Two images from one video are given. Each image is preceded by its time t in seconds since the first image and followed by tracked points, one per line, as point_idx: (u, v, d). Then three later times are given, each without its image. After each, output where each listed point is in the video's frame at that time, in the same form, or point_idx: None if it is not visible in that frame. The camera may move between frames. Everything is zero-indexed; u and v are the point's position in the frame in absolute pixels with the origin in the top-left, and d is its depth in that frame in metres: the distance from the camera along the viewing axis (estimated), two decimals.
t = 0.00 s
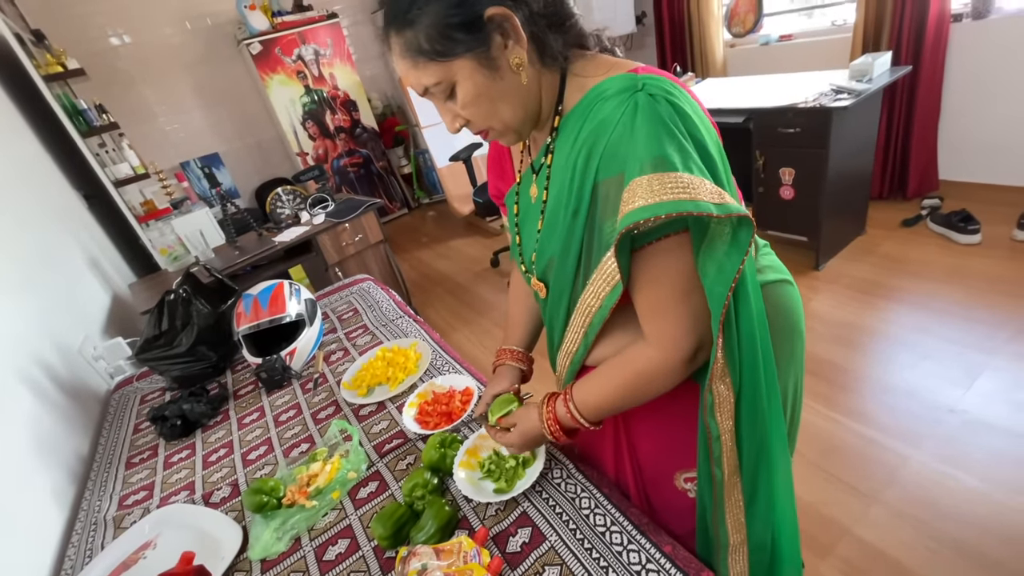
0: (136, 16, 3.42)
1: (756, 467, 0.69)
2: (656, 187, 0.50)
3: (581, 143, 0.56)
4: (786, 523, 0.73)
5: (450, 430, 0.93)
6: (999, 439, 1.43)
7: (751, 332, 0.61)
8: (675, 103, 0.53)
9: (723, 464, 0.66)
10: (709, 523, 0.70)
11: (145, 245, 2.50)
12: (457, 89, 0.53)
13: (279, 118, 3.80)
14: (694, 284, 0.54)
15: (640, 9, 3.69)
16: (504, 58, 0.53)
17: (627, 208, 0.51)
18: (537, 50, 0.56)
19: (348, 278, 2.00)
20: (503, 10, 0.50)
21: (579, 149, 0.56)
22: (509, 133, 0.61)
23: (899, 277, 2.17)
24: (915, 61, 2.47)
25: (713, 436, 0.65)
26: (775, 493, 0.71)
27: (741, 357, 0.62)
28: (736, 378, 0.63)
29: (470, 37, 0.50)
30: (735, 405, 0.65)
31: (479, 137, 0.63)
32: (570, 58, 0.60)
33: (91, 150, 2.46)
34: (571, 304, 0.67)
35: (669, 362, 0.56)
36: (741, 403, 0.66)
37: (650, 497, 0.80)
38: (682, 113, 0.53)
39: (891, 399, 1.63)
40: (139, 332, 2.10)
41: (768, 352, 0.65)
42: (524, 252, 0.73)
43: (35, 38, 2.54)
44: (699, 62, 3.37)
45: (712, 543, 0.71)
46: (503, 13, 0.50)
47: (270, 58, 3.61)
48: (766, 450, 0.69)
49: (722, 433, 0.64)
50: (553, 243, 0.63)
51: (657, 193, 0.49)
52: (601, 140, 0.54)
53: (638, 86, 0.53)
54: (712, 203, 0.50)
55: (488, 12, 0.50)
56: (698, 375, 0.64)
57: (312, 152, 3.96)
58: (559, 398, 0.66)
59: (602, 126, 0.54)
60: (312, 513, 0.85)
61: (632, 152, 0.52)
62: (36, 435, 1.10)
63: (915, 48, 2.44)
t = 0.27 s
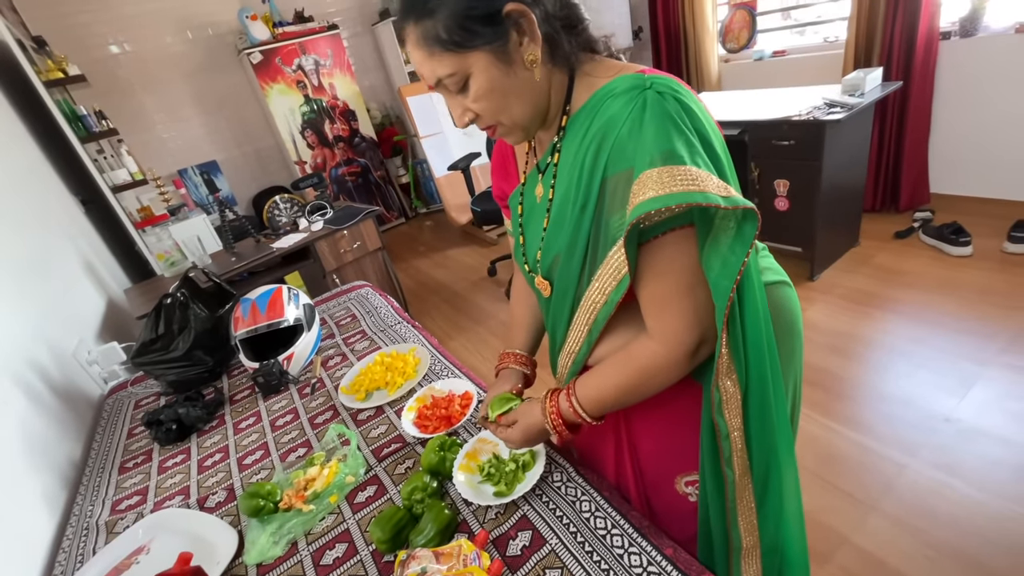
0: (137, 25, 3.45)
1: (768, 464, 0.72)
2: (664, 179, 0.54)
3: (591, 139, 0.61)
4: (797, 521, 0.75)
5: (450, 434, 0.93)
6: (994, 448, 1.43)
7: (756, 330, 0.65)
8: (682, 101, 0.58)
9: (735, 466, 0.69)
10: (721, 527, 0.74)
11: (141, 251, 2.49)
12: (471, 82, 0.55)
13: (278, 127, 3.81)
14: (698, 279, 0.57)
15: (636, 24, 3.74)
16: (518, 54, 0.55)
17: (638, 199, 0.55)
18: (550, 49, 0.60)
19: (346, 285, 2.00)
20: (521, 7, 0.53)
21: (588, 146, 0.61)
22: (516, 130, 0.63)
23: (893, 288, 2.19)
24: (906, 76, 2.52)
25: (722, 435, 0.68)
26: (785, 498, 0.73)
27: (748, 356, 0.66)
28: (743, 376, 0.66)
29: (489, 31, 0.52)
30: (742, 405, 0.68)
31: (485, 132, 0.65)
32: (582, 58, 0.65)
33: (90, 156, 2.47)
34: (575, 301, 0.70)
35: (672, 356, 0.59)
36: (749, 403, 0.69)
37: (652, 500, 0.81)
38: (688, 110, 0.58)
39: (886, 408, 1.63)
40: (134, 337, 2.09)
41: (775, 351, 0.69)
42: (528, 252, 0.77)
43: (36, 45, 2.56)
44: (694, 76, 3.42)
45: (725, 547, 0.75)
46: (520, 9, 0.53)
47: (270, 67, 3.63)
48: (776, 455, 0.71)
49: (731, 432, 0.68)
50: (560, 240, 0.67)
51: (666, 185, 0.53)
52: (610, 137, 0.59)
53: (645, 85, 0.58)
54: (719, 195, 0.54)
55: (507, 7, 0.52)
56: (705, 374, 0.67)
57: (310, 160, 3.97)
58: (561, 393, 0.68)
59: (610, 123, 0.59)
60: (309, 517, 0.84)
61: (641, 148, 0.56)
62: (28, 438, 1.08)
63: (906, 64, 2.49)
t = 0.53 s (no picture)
0: (136, 38, 3.47)
1: (766, 472, 0.71)
2: (665, 181, 0.55)
3: (592, 144, 0.62)
4: (795, 530, 0.75)
5: (447, 445, 0.92)
6: (991, 459, 1.43)
7: (754, 335, 0.65)
8: (681, 107, 0.59)
9: (733, 474, 0.69)
10: (720, 538, 0.74)
11: (136, 261, 2.47)
12: (480, 74, 0.56)
13: (275, 139, 3.82)
14: (696, 283, 0.58)
15: (632, 40, 3.80)
16: (529, 52, 0.57)
17: (638, 200, 0.56)
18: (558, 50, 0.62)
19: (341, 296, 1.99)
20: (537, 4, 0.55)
21: (589, 151, 0.62)
22: (516, 130, 0.64)
23: (888, 300, 2.20)
24: (897, 92, 2.56)
25: (719, 441, 0.68)
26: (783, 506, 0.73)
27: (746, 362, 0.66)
28: (741, 382, 0.66)
29: (506, 21, 0.53)
30: (739, 413, 0.68)
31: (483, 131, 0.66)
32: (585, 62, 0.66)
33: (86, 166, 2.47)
34: (573, 307, 0.70)
35: (669, 361, 0.59)
36: (748, 411, 0.69)
37: (649, 512, 0.80)
38: (687, 116, 0.59)
39: (884, 419, 1.63)
40: (126, 348, 2.07)
41: (772, 358, 0.69)
42: (526, 258, 0.77)
43: (35, 56, 2.57)
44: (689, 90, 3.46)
45: (724, 559, 0.75)
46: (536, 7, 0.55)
47: (269, 80, 3.65)
48: (774, 464, 0.71)
49: (729, 440, 0.68)
50: (558, 244, 0.67)
51: (666, 187, 0.54)
52: (611, 141, 0.60)
53: (646, 91, 0.59)
54: (720, 199, 0.55)
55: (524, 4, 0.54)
56: (702, 381, 0.67)
57: (307, 172, 3.98)
58: (558, 397, 0.68)
59: (611, 128, 0.60)
60: (302, 530, 0.82)
61: (641, 152, 0.57)
62: (16, 450, 1.06)
63: (896, 80, 2.52)
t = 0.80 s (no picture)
0: (136, 53, 3.50)
1: (769, 487, 0.70)
2: (665, 190, 0.54)
3: (591, 153, 0.61)
4: (798, 547, 0.73)
5: (443, 462, 0.90)
6: (996, 474, 1.41)
7: (757, 348, 0.63)
8: (680, 115, 0.59)
9: (736, 490, 0.68)
10: (722, 556, 0.72)
11: (130, 274, 2.46)
12: (526, 22, 0.61)
13: (273, 153, 3.83)
14: (699, 293, 0.56)
15: (628, 56, 3.84)
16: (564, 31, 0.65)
17: (639, 209, 0.55)
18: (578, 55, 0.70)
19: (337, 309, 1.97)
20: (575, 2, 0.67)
21: (588, 160, 0.61)
22: (540, 107, 0.65)
23: (886, 313, 2.20)
24: (890, 107, 2.58)
25: (723, 456, 0.66)
26: (787, 522, 0.72)
27: (749, 375, 0.64)
28: (744, 394, 0.65)
29: None
30: (742, 426, 0.66)
31: (504, 106, 0.65)
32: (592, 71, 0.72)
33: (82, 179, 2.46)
34: (571, 319, 0.68)
35: (672, 374, 0.57)
36: (751, 424, 0.68)
37: (650, 530, 0.78)
38: (686, 124, 0.59)
39: (885, 434, 1.61)
40: (118, 362, 2.03)
41: (775, 370, 0.68)
42: (524, 269, 0.76)
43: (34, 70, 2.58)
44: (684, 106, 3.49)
45: None
46: None
47: (267, 95, 3.67)
48: (777, 478, 0.70)
49: (732, 454, 0.66)
50: (557, 255, 0.66)
51: (668, 196, 0.54)
52: (610, 150, 0.59)
53: (645, 99, 0.59)
54: (721, 206, 0.54)
55: None
56: (705, 394, 0.66)
57: (305, 186, 3.98)
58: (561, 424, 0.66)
59: (611, 137, 0.59)
60: (293, 551, 0.79)
61: (642, 160, 0.56)
62: None
63: (888, 95, 2.55)
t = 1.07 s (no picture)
0: (138, 71, 3.53)
1: (771, 510, 0.68)
2: (667, 208, 0.53)
3: (592, 169, 0.60)
4: (802, 571, 0.71)
5: (440, 485, 0.88)
6: (1003, 493, 1.39)
7: (758, 366, 0.62)
8: (680, 133, 0.58)
9: (737, 511, 0.66)
10: None
11: (126, 290, 2.44)
12: (542, 40, 0.63)
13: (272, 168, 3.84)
14: (701, 311, 0.55)
15: (624, 74, 3.88)
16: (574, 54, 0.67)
17: (640, 226, 0.54)
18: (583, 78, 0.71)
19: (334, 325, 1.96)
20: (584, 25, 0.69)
21: (589, 176, 0.60)
22: (547, 122, 0.65)
23: (886, 328, 2.19)
24: (885, 124, 2.60)
25: (723, 477, 0.64)
26: (790, 545, 0.70)
27: (750, 395, 0.63)
28: (744, 413, 0.63)
29: (571, 14, 0.65)
30: (743, 446, 0.65)
31: (513, 117, 0.64)
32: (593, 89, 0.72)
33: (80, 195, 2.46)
34: (570, 336, 0.67)
35: (673, 394, 0.56)
36: (751, 443, 0.66)
37: (650, 554, 0.75)
38: (687, 141, 0.58)
39: (890, 451, 1.59)
40: (112, 380, 2.01)
41: (775, 390, 0.66)
42: (521, 284, 0.75)
43: (35, 88, 2.60)
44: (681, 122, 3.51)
45: None
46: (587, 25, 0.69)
47: (267, 112, 3.70)
48: (779, 498, 0.68)
49: (732, 475, 0.64)
50: (556, 271, 0.65)
51: (669, 213, 0.53)
52: (611, 166, 0.59)
53: (645, 117, 0.59)
54: (723, 224, 0.53)
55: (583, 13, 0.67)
56: (705, 413, 0.64)
57: (304, 202, 3.99)
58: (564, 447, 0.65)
59: (611, 154, 0.59)
60: None
61: (642, 176, 0.56)
62: None
63: (883, 112, 2.57)
